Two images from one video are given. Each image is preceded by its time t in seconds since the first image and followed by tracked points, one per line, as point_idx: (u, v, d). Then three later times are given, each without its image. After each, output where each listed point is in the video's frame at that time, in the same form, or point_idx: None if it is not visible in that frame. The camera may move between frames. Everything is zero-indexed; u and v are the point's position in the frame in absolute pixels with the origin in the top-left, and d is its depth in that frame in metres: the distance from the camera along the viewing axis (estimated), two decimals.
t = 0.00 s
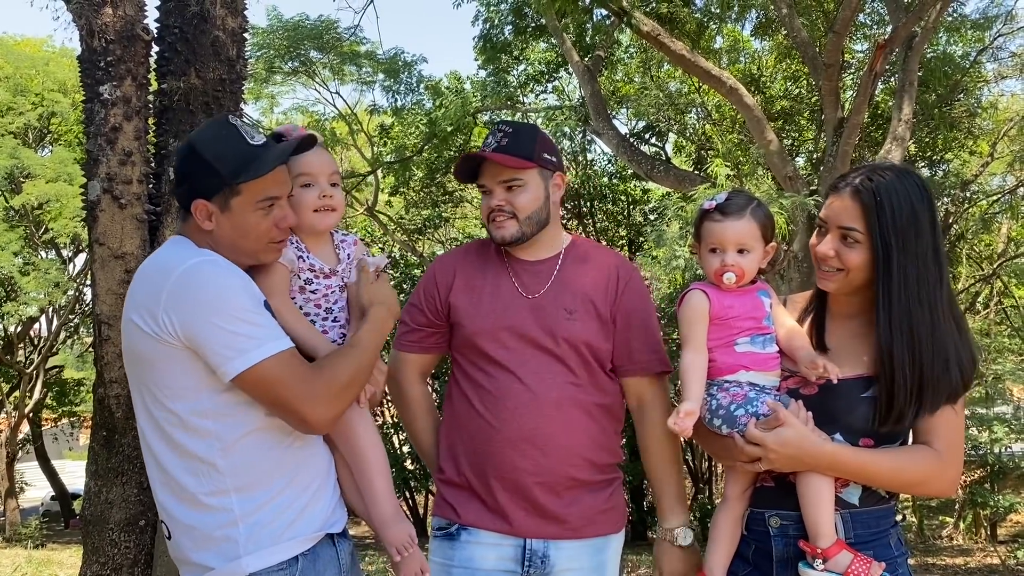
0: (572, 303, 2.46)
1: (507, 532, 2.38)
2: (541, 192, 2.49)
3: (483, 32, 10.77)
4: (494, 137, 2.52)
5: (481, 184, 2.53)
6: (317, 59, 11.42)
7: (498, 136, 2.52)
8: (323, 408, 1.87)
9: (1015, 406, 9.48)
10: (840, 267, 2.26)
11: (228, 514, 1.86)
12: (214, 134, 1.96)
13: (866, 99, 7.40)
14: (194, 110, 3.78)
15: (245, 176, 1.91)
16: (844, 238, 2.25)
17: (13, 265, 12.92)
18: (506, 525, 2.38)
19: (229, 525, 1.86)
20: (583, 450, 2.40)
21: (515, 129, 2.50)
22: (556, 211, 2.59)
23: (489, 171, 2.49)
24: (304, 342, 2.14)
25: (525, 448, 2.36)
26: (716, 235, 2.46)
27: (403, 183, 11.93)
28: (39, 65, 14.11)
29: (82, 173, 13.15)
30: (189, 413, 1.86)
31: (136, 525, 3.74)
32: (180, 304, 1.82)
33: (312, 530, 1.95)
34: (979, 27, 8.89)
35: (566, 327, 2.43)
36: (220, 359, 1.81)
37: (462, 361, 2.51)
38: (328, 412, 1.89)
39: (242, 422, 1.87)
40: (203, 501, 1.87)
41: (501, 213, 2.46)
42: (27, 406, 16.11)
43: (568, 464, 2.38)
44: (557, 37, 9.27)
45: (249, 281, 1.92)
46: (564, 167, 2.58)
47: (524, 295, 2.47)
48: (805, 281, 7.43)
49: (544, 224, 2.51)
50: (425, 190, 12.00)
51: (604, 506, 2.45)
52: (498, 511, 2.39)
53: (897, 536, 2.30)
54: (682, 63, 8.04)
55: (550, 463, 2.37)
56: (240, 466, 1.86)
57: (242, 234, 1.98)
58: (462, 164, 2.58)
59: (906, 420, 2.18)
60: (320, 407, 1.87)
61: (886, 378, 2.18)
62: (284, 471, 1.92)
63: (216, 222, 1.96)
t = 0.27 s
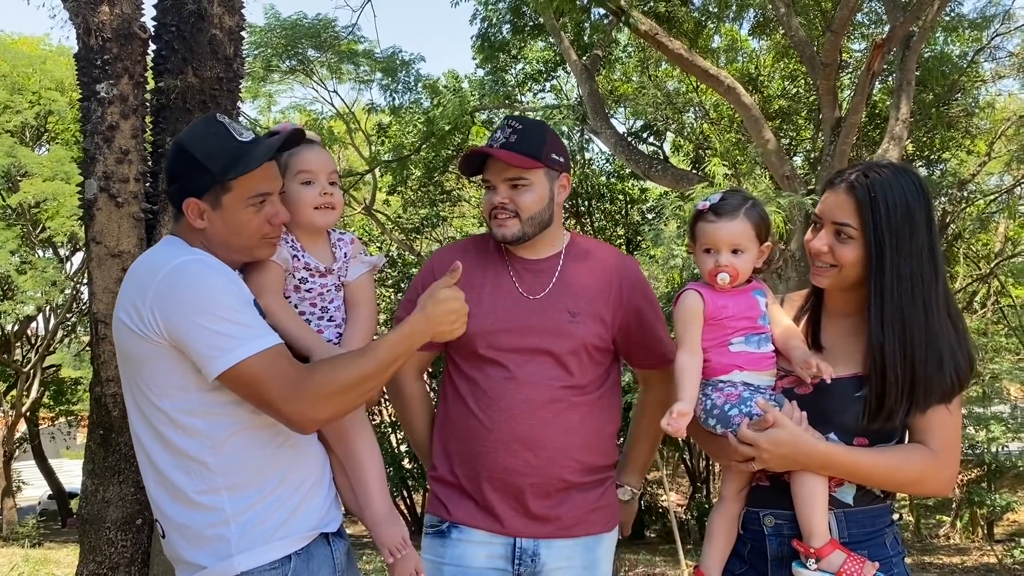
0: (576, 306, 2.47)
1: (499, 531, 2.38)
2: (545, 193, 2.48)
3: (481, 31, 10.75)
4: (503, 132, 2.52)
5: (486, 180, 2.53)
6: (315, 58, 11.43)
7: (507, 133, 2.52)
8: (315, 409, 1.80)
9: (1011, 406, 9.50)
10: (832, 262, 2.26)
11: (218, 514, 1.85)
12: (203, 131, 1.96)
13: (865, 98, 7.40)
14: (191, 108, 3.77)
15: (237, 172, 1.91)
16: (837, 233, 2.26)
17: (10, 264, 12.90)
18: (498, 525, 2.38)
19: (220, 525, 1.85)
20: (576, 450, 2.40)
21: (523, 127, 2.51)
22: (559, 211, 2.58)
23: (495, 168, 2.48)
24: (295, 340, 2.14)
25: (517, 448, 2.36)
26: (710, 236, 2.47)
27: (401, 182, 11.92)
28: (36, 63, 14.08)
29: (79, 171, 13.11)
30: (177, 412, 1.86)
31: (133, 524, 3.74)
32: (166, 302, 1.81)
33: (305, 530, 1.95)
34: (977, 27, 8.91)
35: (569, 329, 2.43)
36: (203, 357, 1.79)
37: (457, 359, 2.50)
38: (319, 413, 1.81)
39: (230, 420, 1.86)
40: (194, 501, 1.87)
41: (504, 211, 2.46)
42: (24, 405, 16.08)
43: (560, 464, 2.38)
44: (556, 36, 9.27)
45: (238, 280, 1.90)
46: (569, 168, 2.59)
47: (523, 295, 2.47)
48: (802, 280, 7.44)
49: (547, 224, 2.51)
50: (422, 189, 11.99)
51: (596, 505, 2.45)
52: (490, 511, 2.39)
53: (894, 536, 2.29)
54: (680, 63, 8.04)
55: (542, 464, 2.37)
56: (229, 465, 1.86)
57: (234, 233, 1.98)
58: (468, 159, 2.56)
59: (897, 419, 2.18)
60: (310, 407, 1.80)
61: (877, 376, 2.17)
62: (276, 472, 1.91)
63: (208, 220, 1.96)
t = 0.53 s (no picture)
0: (577, 306, 2.48)
1: (497, 528, 2.38)
2: (553, 192, 2.49)
3: (477, 28, 10.73)
4: (516, 129, 2.53)
5: (496, 175, 2.53)
6: (311, 55, 11.43)
7: (521, 129, 2.53)
8: (306, 400, 1.78)
9: (1006, 404, 9.53)
10: (827, 247, 2.27)
11: (209, 510, 1.85)
12: (197, 129, 1.95)
13: (861, 96, 7.42)
14: (187, 105, 3.76)
15: (229, 168, 1.90)
16: (834, 218, 2.27)
17: (6, 261, 12.87)
18: (496, 522, 2.38)
19: (211, 520, 1.85)
20: (573, 447, 2.41)
21: (537, 125, 2.52)
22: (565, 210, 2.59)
23: (505, 163, 2.48)
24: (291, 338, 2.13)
25: (515, 445, 2.37)
26: (702, 233, 2.48)
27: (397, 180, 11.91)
28: (32, 60, 14.02)
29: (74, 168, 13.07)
30: (168, 408, 1.86)
31: (129, 522, 3.73)
32: (156, 298, 1.81)
33: (297, 527, 1.95)
34: (972, 25, 8.93)
35: (570, 329, 2.45)
36: (192, 353, 1.78)
37: (455, 354, 2.50)
38: (307, 407, 1.78)
39: (220, 417, 1.86)
40: (185, 497, 1.87)
41: (512, 207, 2.46)
42: (19, 403, 16.03)
43: (558, 461, 2.39)
44: (552, 34, 9.28)
45: (228, 276, 1.90)
46: (579, 170, 2.60)
47: (525, 293, 2.48)
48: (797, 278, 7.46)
49: (554, 223, 2.51)
50: (419, 186, 11.98)
51: (592, 501, 2.47)
52: (487, 507, 2.39)
53: (888, 534, 2.29)
54: (676, 60, 8.05)
55: (540, 461, 2.37)
56: (220, 461, 1.86)
57: (226, 229, 1.97)
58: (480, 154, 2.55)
59: (892, 412, 2.15)
60: (298, 400, 1.77)
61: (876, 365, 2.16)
62: (267, 468, 1.92)
63: (201, 216, 1.96)
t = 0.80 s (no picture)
0: (577, 305, 2.49)
1: (492, 522, 2.38)
2: (564, 199, 2.49)
3: (472, 24, 10.71)
4: (527, 134, 2.47)
5: (505, 181, 2.47)
6: (305, 51, 11.37)
7: (531, 134, 2.48)
8: (291, 396, 1.75)
9: (999, 400, 9.59)
10: (822, 238, 2.27)
11: (201, 504, 1.85)
12: (182, 121, 1.95)
13: (855, 92, 7.44)
14: (180, 100, 3.74)
15: (214, 157, 1.90)
16: (829, 209, 2.26)
17: None
18: (491, 517, 2.38)
19: (202, 514, 1.85)
20: (570, 444, 2.41)
21: (547, 130, 2.48)
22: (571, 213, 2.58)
23: (516, 171, 2.43)
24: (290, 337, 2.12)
25: (513, 441, 2.37)
26: (690, 229, 2.48)
27: (392, 177, 11.88)
28: (24, 56, 13.94)
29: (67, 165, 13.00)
30: (159, 404, 1.86)
31: (122, 519, 3.72)
32: (144, 295, 1.81)
33: (289, 521, 1.95)
34: (967, 21, 8.96)
35: (570, 328, 2.45)
36: (179, 349, 1.78)
37: (454, 349, 2.50)
38: (293, 403, 1.76)
39: (210, 412, 1.86)
40: (177, 492, 1.87)
41: (522, 215, 2.44)
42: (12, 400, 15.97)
43: (554, 458, 2.39)
44: (547, 30, 9.28)
45: (218, 273, 1.90)
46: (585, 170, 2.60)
47: (526, 291, 2.48)
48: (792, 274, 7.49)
49: (561, 228, 2.52)
50: (413, 183, 11.95)
51: (588, 497, 2.47)
52: (483, 503, 2.40)
53: (880, 529, 2.29)
54: (671, 56, 8.05)
55: (537, 457, 2.38)
56: (211, 456, 1.86)
57: (215, 220, 1.97)
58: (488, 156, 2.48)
59: (892, 400, 2.15)
60: (282, 397, 1.75)
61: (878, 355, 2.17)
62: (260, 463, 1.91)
63: (191, 209, 1.96)
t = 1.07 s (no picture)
0: (571, 304, 2.48)
1: (482, 518, 2.39)
2: (574, 204, 2.49)
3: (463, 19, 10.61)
4: (546, 139, 2.42)
5: (517, 186, 2.42)
6: (296, 46, 11.31)
7: (550, 140, 2.43)
8: (251, 401, 1.73)
9: (990, 394, 9.62)
10: (811, 243, 2.27)
11: (190, 497, 1.85)
12: (177, 118, 1.95)
13: (847, 88, 7.46)
14: (170, 95, 3.72)
15: (207, 151, 1.90)
16: (815, 213, 2.27)
17: None
18: (482, 512, 2.39)
19: (190, 508, 1.84)
20: (561, 442, 2.41)
21: (565, 137, 2.46)
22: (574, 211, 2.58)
23: (533, 179, 2.38)
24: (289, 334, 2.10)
25: (504, 440, 2.37)
26: (683, 223, 2.49)
27: (384, 172, 11.83)
28: (13, 50, 13.81)
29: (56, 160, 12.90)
30: (147, 398, 1.88)
31: (113, 515, 3.71)
32: (123, 293, 1.82)
33: (280, 518, 1.93)
34: (957, 17, 9.01)
35: (564, 328, 2.45)
36: (154, 346, 1.78)
37: (449, 347, 2.49)
38: (256, 406, 1.73)
39: (195, 406, 1.86)
40: (166, 484, 1.88)
41: (533, 220, 2.42)
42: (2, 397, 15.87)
43: (545, 456, 2.39)
44: (539, 25, 9.28)
45: (197, 269, 1.89)
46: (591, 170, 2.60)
47: (522, 290, 2.47)
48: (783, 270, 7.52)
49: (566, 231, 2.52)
50: (406, 178, 11.91)
51: (580, 494, 2.47)
52: (474, 500, 2.40)
53: (871, 525, 2.30)
54: (663, 51, 8.05)
55: (527, 456, 2.37)
56: (199, 450, 1.85)
57: (209, 215, 1.95)
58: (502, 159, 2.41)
59: (888, 399, 2.17)
60: (243, 399, 1.73)
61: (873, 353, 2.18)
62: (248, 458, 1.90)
63: (186, 204, 1.95)
